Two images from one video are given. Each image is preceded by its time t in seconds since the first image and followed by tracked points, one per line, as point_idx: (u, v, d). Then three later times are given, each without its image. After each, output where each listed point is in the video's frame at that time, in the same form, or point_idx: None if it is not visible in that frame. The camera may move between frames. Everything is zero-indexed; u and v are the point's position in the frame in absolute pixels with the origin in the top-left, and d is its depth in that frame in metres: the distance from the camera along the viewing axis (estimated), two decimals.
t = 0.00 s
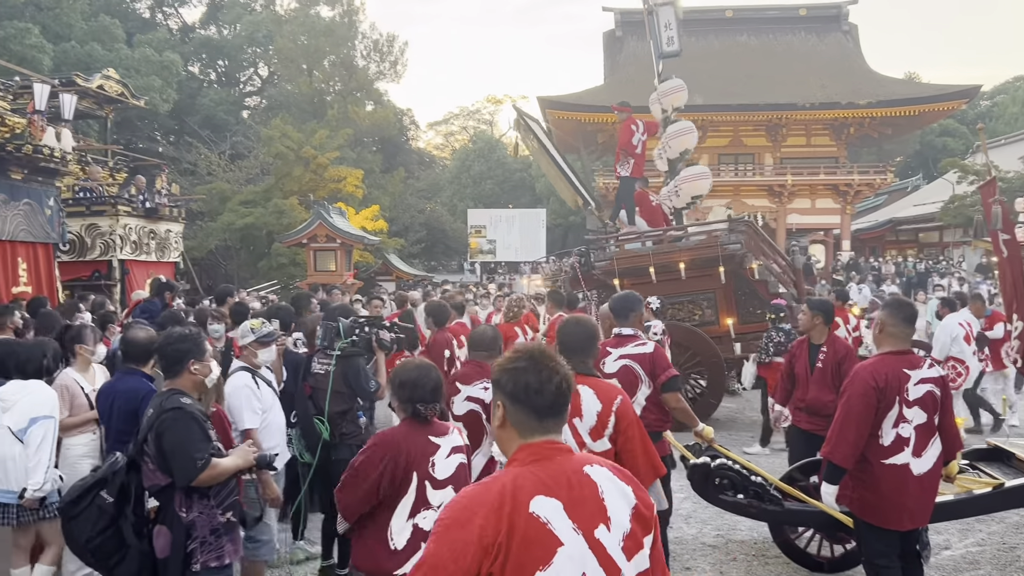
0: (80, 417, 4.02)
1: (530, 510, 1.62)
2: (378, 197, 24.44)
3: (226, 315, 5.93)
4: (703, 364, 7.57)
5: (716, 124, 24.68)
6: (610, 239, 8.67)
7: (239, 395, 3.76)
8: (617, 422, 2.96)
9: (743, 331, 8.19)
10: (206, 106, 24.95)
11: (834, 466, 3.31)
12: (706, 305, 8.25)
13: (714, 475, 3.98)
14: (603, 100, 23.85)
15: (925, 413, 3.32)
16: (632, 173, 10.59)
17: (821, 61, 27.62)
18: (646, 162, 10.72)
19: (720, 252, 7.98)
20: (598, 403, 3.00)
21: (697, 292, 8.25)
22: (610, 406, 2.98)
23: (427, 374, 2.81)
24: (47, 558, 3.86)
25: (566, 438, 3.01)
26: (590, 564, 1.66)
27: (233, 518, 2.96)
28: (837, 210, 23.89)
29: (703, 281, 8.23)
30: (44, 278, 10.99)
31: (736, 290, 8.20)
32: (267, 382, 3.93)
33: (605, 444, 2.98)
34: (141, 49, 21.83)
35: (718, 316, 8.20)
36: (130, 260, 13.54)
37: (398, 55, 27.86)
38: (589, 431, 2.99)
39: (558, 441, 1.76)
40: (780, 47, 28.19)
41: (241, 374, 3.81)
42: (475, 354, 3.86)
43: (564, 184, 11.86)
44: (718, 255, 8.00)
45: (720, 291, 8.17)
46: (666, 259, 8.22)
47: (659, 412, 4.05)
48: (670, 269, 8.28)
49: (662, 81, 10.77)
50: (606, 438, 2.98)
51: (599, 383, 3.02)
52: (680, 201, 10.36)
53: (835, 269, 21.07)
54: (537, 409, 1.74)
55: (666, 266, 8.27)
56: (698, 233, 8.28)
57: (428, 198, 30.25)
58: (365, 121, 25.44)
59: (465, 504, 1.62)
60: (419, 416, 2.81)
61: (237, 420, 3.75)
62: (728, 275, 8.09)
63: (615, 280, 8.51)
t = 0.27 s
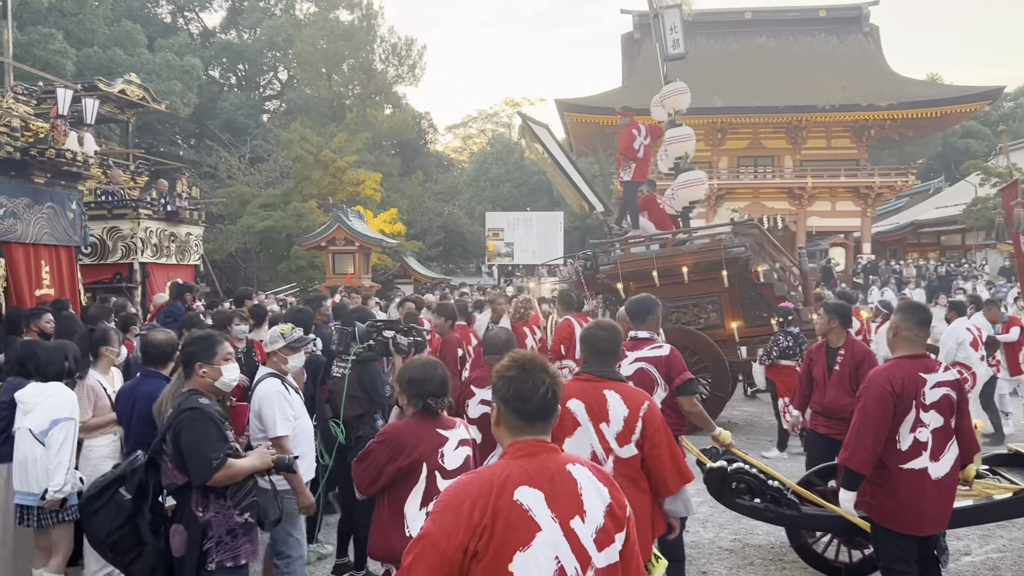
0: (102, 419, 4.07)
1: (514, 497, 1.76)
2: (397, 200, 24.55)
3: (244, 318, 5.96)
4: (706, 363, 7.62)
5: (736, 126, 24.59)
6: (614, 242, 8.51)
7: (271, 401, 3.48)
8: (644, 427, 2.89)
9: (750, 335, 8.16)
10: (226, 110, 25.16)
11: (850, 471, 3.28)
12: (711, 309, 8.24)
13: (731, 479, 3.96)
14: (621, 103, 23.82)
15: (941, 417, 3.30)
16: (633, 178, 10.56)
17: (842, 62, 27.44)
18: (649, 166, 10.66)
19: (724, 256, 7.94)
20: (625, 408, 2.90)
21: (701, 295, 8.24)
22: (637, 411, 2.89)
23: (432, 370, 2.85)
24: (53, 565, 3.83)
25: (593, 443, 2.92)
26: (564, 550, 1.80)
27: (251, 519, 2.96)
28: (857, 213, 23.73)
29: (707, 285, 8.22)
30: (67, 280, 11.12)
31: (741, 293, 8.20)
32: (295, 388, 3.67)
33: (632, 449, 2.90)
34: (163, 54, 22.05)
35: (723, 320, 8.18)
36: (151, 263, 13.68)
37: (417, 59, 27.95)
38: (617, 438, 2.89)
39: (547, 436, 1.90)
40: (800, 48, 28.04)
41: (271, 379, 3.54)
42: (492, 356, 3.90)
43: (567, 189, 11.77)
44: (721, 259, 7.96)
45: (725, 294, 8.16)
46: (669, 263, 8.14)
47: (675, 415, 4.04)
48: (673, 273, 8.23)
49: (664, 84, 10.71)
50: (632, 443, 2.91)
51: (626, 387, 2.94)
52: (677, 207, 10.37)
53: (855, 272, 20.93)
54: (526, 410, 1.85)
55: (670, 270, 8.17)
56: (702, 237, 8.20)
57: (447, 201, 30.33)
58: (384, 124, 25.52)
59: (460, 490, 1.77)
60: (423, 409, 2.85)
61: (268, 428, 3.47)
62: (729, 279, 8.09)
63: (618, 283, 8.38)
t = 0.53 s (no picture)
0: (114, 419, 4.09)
1: (511, 462, 1.95)
2: (409, 202, 24.60)
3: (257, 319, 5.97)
4: (708, 364, 7.71)
5: (750, 128, 24.50)
6: (617, 243, 8.39)
7: (284, 399, 3.45)
8: (669, 429, 2.87)
9: (753, 337, 8.12)
10: (240, 112, 25.28)
11: (867, 477, 3.24)
12: (714, 311, 8.20)
13: (744, 482, 3.92)
14: (633, 105, 23.78)
15: (956, 420, 3.27)
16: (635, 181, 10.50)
17: (856, 63, 27.29)
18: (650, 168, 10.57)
19: (725, 258, 7.85)
20: (649, 409, 2.87)
21: (704, 297, 8.20)
22: (662, 413, 2.86)
23: (441, 369, 2.84)
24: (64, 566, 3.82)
25: (617, 445, 2.89)
26: (556, 512, 1.99)
27: (265, 517, 2.96)
28: (872, 215, 23.59)
29: (708, 287, 8.17)
30: (82, 281, 11.20)
31: (745, 295, 8.14)
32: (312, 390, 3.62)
33: (656, 451, 2.89)
34: (178, 56, 22.19)
35: (725, 323, 8.14)
36: (165, 264, 13.76)
37: (430, 61, 27.98)
38: (641, 440, 2.87)
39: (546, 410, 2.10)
40: (814, 49, 27.91)
41: (286, 379, 3.53)
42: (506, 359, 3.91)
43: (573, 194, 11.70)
44: (722, 261, 7.86)
45: (727, 296, 8.11)
46: (671, 265, 8.07)
47: (689, 416, 4.03)
48: (675, 275, 8.16)
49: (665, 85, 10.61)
50: (657, 445, 2.89)
51: (650, 388, 2.90)
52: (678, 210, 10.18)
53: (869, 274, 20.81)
54: (520, 381, 2.04)
55: (671, 273, 8.13)
56: (704, 239, 8.10)
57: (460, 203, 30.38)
58: (396, 127, 25.55)
59: (468, 457, 1.96)
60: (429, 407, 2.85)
61: (280, 427, 3.44)
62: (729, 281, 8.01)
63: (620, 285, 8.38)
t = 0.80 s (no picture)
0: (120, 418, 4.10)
1: (485, 458, 2.13)
2: (417, 202, 24.63)
3: (264, 319, 5.97)
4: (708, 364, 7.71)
5: (758, 129, 24.44)
6: (619, 245, 8.34)
7: (291, 406, 3.46)
8: (685, 430, 2.86)
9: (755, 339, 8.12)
10: (248, 112, 25.34)
11: (877, 480, 3.22)
12: (715, 313, 8.16)
13: (753, 485, 3.89)
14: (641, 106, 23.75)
15: (966, 422, 3.26)
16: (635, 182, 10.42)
17: (866, 64, 27.18)
18: (651, 169, 10.68)
19: (726, 260, 7.79)
20: (665, 410, 2.85)
21: (705, 299, 8.16)
22: (677, 413, 2.86)
23: (442, 368, 2.84)
24: (71, 566, 3.82)
25: (631, 447, 2.85)
26: (530, 502, 2.16)
27: (270, 517, 2.96)
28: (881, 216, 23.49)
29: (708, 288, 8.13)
30: (91, 281, 11.23)
31: (747, 297, 8.11)
32: (323, 395, 3.61)
33: (672, 453, 2.87)
34: (186, 57, 22.26)
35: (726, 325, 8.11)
36: (173, 264, 13.79)
37: (438, 62, 27.99)
38: (657, 441, 2.84)
39: (522, 408, 2.28)
40: (823, 50, 27.82)
41: (295, 385, 3.52)
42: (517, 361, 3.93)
43: (576, 196, 11.71)
44: (723, 262, 7.82)
45: (728, 297, 8.08)
46: (672, 267, 8.02)
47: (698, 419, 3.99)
48: (676, 276, 8.11)
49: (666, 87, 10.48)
50: (673, 446, 2.87)
51: (664, 389, 2.88)
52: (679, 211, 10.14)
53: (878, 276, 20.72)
54: (494, 382, 2.24)
55: (673, 274, 8.08)
56: (705, 240, 8.06)
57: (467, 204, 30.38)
58: (404, 128, 25.55)
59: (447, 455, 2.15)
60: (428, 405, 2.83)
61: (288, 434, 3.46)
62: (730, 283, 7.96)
63: (622, 286, 8.35)
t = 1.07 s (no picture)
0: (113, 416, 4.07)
1: (469, 440, 2.24)
2: (416, 203, 24.65)
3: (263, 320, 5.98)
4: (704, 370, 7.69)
5: (757, 131, 24.46)
6: (614, 246, 8.51)
7: (307, 413, 3.23)
8: (684, 431, 2.88)
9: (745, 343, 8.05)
10: (248, 113, 25.35)
11: (873, 482, 3.23)
12: (707, 314, 8.18)
13: (750, 486, 3.91)
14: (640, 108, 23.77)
15: (963, 424, 3.26)
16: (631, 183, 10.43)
17: (865, 67, 27.20)
18: (646, 170, 10.57)
19: (719, 262, 7.91)
20: (665, 410, 2.86)
21: (697, 301, 8.19)
22: (677, 414, 2.87)
23: (436, 366, 2.83)
24: (69, 564, 3.82)
25: (631, 447, 2.85)
26: (513, 481, 2.25)
27: (256, 520, 2.94)
28: (879, 219, 23.52)
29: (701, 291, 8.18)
30: (90, 281, 11.24)
31: (738, 301, 8.08)
32: (339, 400, 3.38)
33: (671, 453, 2.87)
34: (186, 57, 22.29)
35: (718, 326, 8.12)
36: (173, 264, 13.81)
37: (438, 63, 28.02)
38: (657, 442, 2.84)
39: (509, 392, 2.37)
40: (822, 53, 27.86)
41: (309, 391, 3.29)
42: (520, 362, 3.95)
43: (568, 192, 11.82)
44: (716, 265, 7.92)
45: (719, 300, 8.09)
46: (664, 269, 8.13)
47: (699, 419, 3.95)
48: (668, 279, 8.20)
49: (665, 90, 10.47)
50: (673, 447, 2.87)
51: (664, 390, 2.90)
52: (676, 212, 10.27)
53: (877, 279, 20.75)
54: (480, 371, 2.33)
55: (665, 276, 8.17)
56: (698, 242, 8.16)
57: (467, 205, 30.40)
58: (404, 128, 25.58)
59: (435, 439, 2.27)
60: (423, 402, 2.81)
61: (306, 441, 3.23)
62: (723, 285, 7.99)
63: (614, 287, 8.48)
